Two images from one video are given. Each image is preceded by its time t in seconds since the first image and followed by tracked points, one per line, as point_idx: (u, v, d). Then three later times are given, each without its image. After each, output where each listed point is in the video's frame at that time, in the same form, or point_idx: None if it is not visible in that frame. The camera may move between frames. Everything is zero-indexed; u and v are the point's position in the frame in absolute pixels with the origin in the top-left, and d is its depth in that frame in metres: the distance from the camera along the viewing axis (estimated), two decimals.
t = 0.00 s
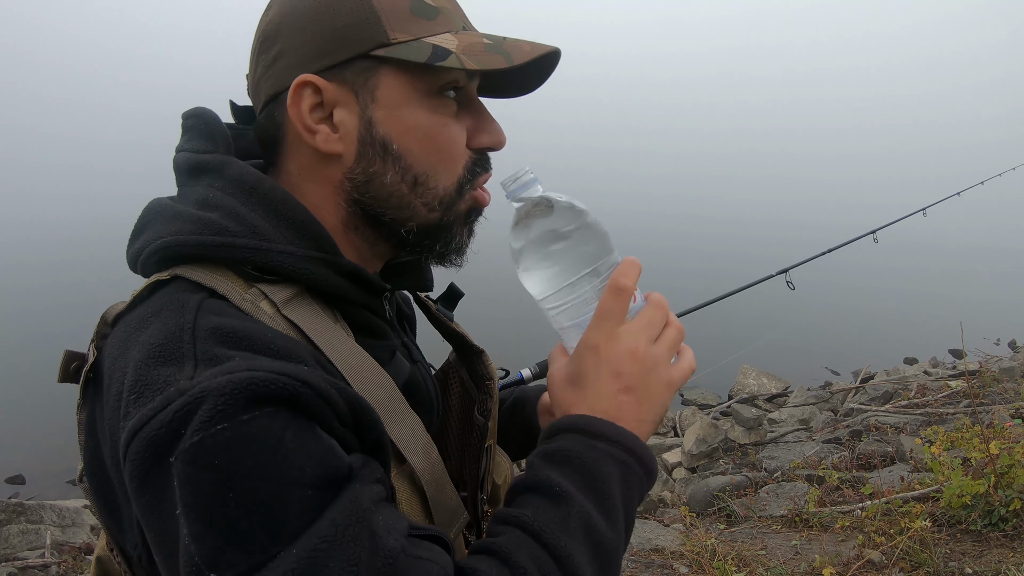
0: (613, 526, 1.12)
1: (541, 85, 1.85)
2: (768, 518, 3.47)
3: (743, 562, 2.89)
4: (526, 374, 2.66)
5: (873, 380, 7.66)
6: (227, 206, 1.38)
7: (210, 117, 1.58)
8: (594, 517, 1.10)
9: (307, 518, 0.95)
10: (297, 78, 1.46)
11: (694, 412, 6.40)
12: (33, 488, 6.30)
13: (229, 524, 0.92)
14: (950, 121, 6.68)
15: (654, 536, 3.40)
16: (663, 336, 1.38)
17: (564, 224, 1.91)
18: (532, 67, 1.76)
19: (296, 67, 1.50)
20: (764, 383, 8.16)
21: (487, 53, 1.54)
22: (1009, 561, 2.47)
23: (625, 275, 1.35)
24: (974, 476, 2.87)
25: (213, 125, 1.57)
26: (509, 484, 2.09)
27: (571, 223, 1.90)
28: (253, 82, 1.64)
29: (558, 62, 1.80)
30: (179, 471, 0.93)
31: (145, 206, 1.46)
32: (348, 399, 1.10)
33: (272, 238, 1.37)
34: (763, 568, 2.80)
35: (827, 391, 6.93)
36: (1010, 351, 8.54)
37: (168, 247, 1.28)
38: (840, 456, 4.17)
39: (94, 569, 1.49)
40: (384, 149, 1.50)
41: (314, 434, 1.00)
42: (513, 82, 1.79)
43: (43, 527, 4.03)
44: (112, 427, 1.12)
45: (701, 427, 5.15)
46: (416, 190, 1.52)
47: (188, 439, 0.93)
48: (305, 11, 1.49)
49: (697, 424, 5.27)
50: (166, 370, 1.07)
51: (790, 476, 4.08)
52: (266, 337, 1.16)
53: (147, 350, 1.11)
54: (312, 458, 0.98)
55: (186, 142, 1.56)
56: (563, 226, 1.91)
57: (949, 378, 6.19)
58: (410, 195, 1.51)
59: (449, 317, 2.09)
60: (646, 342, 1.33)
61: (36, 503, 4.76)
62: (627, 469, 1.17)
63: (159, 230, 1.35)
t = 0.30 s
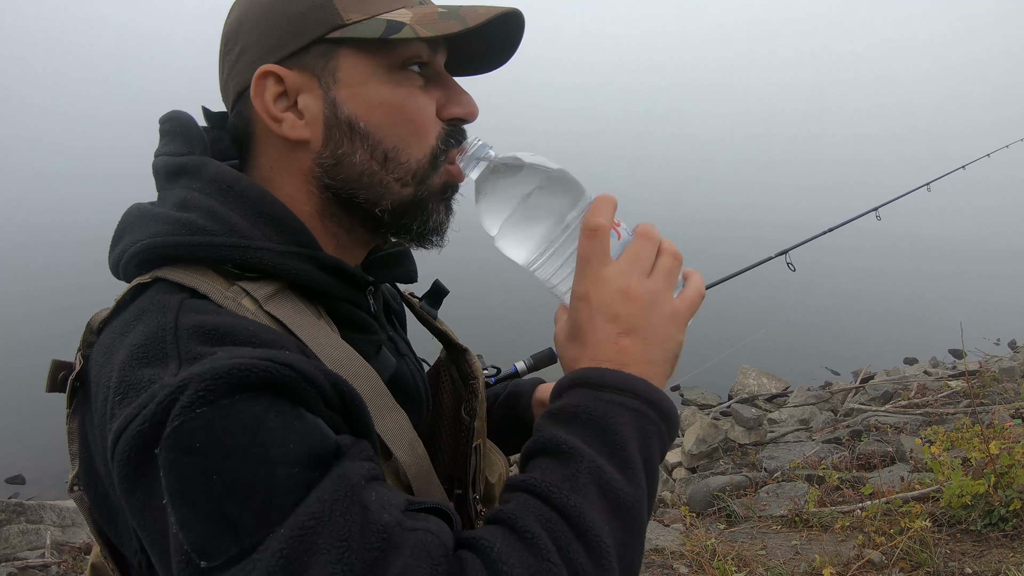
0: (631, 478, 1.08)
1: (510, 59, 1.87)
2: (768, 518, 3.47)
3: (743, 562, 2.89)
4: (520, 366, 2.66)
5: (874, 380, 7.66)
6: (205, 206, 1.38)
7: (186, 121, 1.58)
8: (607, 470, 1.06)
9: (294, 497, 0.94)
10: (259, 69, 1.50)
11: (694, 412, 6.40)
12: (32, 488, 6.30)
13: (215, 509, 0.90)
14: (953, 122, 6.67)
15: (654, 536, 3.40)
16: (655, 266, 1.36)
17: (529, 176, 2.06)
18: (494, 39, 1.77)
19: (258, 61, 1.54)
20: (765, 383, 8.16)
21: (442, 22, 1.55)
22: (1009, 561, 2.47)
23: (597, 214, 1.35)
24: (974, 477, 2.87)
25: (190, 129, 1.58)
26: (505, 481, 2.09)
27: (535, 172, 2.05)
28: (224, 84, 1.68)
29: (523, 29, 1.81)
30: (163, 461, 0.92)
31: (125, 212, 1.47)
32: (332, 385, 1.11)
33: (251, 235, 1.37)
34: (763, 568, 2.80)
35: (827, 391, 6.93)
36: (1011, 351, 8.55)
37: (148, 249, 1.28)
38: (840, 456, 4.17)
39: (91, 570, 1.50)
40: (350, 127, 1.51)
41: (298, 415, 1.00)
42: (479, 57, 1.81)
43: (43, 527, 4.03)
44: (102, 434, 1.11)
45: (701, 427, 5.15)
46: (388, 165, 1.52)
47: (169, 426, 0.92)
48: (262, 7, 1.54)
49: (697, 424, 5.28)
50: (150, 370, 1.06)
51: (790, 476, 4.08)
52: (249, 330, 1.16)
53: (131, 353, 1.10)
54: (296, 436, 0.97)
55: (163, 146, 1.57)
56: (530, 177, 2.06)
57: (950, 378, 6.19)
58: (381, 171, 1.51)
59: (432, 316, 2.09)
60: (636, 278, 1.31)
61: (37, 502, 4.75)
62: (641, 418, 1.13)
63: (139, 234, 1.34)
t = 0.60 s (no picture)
0: (682, 409, 1.02)
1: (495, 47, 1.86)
2: (768, 519, 3.47)
3: (743, 561, 2.89)
4: (515, 363, 2.67)
5: (874, 380, 7.66)
6: (205, 202, 1.39)
7: (179, 123, 1.59)
8: (653, 403, 1.01)
9: (322, 460, 0.93)
10: (239, 68, 1.53)
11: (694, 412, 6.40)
12: (32, 489, 6.30)
13: (243, 479, 0.89)
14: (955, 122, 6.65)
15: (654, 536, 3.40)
16: (662, 180, 1.29)
17: (510, 140, 2.08)
18: (473, 29, 1.76)
19: (240, 60, 1.58)
20: (765, 383, 8.16)
21: (415, 15, 1.52)
22: (1009, 561, 2.47)
23: (581, 152, 1.33)
24: (974, 477, 2.87)
25: (183, 130, 1.59)
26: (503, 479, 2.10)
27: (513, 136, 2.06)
28: (211, 82, 1.70)
29: (507, 18, 1.79)
30: (186, 439, 0.91)
31: (121, 214, 1.47)
32: (350, 359, 1.11)
33: (251, 228, 1.37)
34: (763, 568, 2.80)
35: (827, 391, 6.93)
36: (1013, 352, 8.55)
37: (149, 247, 1.28)
38: (840, 456, 4.17)
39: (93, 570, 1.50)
40: (329, 124, 1.51)
41: (319, 386, 0.99)
42: (462, 48, 1.81)
43: (43, 527, 4.03)
44: (116, 432, 1.09)
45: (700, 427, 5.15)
46: (366, 161, 1.51)
47: (191, 402, 0.91)
48: (243, 6, 1.56)
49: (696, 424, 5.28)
50: (165, 361, 1.05)
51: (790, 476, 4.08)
52: (261, 315, 1.15)
53: (144, 346, 1.09)
54: (318, 401, 0.96)
55: (157, 149, 1.58)
56: (511, 146, 2.09)
57: (950, 378, 6.20)
58: (360, 165, 1.50)
59: (420, 317, 2.10)
60: (645, 199, 1.25)
61: (37, 502, 4.76)
62: (688, 345, 1.08)
63: (139, 234, 1.35)
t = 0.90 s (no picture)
0: (715, 357, 1.02)
1: (498, 46, 1.86)
2: (768, 519, 3.47)
3: (743, 561, 2.89)
4: (515, 362, 2.67)
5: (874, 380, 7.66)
6: (210, 199, 1.39)
7: (182, 122, 1.59)
8: (683, 351, 1.02)
9: (344, 429, 0.92)
10: (240, 69, 1.54)
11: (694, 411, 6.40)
12: (32, 488, 6.30)
13: (265, 447, 0.88)
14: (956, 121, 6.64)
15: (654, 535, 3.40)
16: (668, 128, 1.28)
17: (508, 121, 2.06)
18: (472, 29, 1.76)
19: (242, 60, 1.58)
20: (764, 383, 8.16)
21: (414, 15, 1.51)
22: (1009, 561, 2.47)
23: (582, 115, 1.30)
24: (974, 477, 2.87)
25: (186, 129, 1.59)
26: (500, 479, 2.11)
27: (512, 118, 2.05)
28: (214, 81, 1.70)
29: (508, 16, 1.79)
30: (205, 414, 0.90)
31: (125, 212, 1.46)
32: (363, 343, 1.11)
33: (258, 222, 1.38)
34: (763, 568, 2.80)
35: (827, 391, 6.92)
36: (1013, 351, 8.55)
37: (156, 243, 1.28)
38: (840, 456, 4.17)
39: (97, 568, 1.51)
40: (330, 125, 1.51)
41: (337, 362, 0.99)
42: (464, 47, 1.81)
43: (43, 527, 4.03)
44: (128, 425, 1.08)
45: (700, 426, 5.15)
46: (368, 161, 1.50)
47: (210, 376, 0.90)
48: (245, 6, 1.57)
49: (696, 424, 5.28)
50: (179, 348, 1.04)
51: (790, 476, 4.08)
52: (273, 302, 1.15)
53: (156, 336, 1.08)
54: (337, 372, 0.96)
55: (159, 148, 1.57)
56: (511, 132, 2.08)
57: (950, 379, 6.19)
58: (362, 165, 1.50)
59: (420, 317, 2.11)
60: (655, 148, 1.25)
61: (37, 502, 4.76)
62: (718, 291, 1.08)
63: (144, 231, 1.35)
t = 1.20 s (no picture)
0: (722, 344, 1.02)
1: (501, 49, 1.86)
2: (768, 519, 3.47)
3: (743, 561, 2.89)
4: (513, 361, 2.67)
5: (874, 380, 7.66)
6: (209, 198, 1.39)
7: (181, 121, 1.60)
8: (690, 338, 1.02)
9: (348, 422, 0.92)
10: (243, 69, 1.54)
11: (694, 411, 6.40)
12: (32, 488, 6.30)
13: (270, 441, 0.88)
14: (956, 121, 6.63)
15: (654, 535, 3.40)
16: (670, 112, 1.28)
17: (508, 117, 2.07)
18: (476, 31, 1.76)
19: (245, 59, 1.58)
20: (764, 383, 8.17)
21: (417, 17, 1.52)
22: (1009, 561, 2.47)
23: (585, 102, 1.31)
24: (974, 477, 2.87)
25: (185, 129, 1.59)
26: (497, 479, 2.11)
27: (512, 112, 2.05)
28: (217, 80, 1.70)
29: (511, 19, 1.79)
30: (209, 410, 0.90)
31: (124, 212, 1.46)
32: (366, 339, 1.11)
33: (258, 220, 1.38)
34: (763, 568, 2.80)
35: (827, 392, 6.93)
36: (1013, 352, 8.56)
37: (157, 242, 1.27)
38: (840, 456, 4.17)
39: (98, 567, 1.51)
40: (331, 125, 1.51)
41: (340, 356, 1.00)
42: (466, 49, 1.81)
43: (43, 527, 4.03)
44: (129, 424, 1.08)
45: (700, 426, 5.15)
46: (369, 162, 1.50)
47: (213, 372, 0.90)
48: (249, 5, 1.57)
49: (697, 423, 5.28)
50: (181, 346, 1.04)
51: (790, 476, 4.08)
52: (275, 299, 1.15)
53: (158, 335, 1.08)
54: (341, 366, 0.96)
55: (158, 148, 1.57)
56: (511, 127, 2.09)
57: (949, 379, 6.20)
58: (363, 167, 1.50)
59: (417, 317, 2.11)
60: (658, 133, 1.25)
61: (37, 502, 4.76)
62: (726, 276, 1.08)
63: (144, 231, 1.35)
